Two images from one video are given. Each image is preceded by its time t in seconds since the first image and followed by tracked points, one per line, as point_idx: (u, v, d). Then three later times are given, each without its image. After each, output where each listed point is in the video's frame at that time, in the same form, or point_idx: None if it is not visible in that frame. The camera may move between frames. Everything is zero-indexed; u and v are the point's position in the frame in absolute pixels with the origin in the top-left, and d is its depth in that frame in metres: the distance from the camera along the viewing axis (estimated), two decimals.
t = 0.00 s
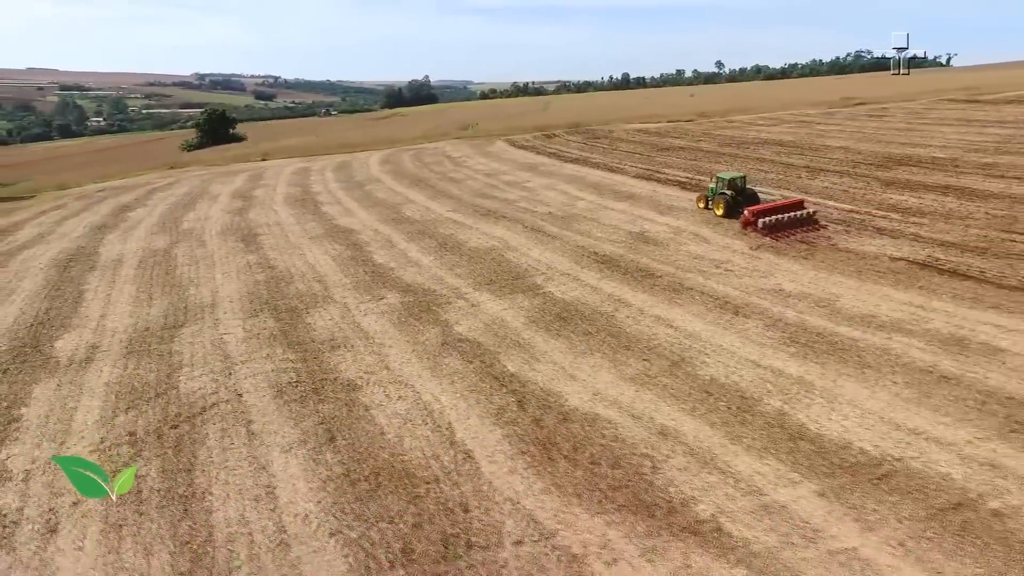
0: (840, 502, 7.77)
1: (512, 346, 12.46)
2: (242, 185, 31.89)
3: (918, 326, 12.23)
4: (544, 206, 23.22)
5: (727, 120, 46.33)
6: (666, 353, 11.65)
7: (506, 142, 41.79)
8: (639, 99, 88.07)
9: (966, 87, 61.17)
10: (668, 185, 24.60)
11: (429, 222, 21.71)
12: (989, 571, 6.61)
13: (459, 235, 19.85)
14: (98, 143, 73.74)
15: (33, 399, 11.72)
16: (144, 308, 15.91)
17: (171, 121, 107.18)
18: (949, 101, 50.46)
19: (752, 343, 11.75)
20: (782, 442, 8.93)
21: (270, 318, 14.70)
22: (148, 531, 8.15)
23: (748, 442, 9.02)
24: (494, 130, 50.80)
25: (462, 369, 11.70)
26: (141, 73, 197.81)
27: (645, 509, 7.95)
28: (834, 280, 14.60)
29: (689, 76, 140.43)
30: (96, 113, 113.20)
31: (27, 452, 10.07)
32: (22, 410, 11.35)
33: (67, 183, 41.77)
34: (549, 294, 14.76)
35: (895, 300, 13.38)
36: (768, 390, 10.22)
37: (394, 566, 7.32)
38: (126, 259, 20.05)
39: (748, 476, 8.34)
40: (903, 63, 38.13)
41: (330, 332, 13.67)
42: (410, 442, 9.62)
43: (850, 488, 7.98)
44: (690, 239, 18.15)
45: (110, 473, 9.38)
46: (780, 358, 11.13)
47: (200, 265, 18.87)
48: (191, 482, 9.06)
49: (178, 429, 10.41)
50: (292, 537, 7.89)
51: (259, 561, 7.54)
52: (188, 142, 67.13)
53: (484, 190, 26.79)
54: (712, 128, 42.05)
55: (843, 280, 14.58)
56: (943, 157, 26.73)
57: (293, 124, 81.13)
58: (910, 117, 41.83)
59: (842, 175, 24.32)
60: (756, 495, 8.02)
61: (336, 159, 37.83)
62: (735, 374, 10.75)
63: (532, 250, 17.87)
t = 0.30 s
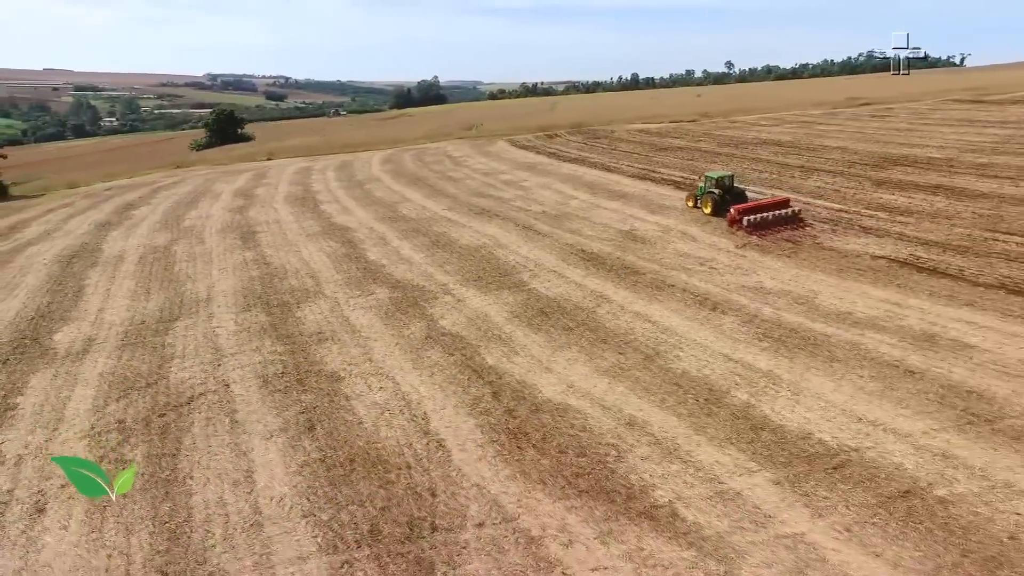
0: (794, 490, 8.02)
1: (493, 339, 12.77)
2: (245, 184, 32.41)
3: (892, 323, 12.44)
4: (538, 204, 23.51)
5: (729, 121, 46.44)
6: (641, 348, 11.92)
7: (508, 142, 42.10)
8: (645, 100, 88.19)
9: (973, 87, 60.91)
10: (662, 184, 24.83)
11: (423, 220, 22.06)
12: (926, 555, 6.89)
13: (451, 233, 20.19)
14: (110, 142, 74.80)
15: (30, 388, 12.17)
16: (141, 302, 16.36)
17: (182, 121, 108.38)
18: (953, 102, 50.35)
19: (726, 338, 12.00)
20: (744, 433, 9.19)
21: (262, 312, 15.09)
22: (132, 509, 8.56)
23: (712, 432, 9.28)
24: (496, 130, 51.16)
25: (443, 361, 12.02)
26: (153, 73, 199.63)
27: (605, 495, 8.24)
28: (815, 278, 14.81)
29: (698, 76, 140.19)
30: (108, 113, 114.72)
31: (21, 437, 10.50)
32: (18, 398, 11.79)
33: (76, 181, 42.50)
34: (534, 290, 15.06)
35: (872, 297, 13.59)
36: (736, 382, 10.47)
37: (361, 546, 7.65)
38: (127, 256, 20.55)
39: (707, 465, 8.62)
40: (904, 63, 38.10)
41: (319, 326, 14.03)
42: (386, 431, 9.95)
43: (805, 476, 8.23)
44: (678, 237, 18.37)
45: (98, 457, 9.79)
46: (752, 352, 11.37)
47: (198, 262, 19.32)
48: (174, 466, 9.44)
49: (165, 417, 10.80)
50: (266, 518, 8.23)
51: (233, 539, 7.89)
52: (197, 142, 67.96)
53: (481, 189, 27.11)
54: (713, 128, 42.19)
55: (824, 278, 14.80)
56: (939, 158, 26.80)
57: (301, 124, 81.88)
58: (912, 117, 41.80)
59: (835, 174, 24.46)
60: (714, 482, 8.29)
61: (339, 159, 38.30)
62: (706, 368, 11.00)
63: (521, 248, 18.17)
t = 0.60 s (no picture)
0: (755, 480, 8.22)
1: (479, 334, 13.03)
2: (252, 183, 32.97)
3: (874, 322, 12.54)
4: (537, 204, 23.75)
5: (736, 121, 46.34)
6: (622, 344, 12.13)
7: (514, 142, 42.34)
8: (657, 99, 88.03)
9: (988, 87, 60.20)
10: (661, 184, 24.97)
11: (423, 219, 22.40)
12: (876, 544, 7.08)
13: (449, 231, 20.50)
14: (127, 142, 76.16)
15: (32, 377, 12.66)
16: (143, 296, 16.85)
17: (198, 121, 109.91)
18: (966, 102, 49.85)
19: (706, 334, 12.18)
20: (714, 426, 9.39)
21: (259, 306, 15.50)
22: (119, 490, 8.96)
23: (682, 425, 9.49)
24: (505, 130, 51.42)
25: (428, 355, 12.31)
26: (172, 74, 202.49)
27: (572, 483, 8.48)
28: (802, 276, 14.92)
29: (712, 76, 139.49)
30: (128, 113, 116.73)
31: (21, 424, 10.97)
32: (21, 387, 12.28)
33: (91, 180, 43.40)
34: (524, 287, 15.31)
35: (856, 296, 13.70)
36: (711, 378, 10.66)
37: (333, 529, 7.95)
38: (134, 252, 21.10)
39: (673, 456, 8.84)
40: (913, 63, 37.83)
41: (312, 320, 14.39)
42: (367, 420, 10.26)
43: (768, 467, 8.42)
44: (671, 236, 18.53)
45: (91, 443, 10.20)
46: (730, 348, 11.54)
47: (201, 258, 19.80)
48: (163, 452, 9.82)
49: (158, 405, 11.20)
50: (245, 501, 8.57)
51: (212, 521, 8.25)
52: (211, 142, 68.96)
53: (482, 188, 27.40)
54: (720, 128, 42.17)
55: (811, 276, 14.90)
56: (942, 158, 26.68)
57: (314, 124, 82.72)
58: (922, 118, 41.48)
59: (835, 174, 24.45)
60: (678, 472, 8.51)
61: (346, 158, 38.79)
62: (684, 363, 11.20)
63: (516, 246, 18.43)
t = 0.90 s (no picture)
0: (725, 473, 8.34)
1: (470, 329, 13.28)
2: (267, 181, 33.60)
3: (863, 321, 12.54)
4: (541, 203, 23.94)
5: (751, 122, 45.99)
6: (609, 339, 12.29)
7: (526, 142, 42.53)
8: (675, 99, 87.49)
9: (1014, 87, 59.00)
10: (666, 183, 24.99)
11: (428, 217, 22.70)
12: (836, 536, 7.18)
13: (451, 229, 20.77)
14: (152, 141, 77.83)
15: (41, 365, 13.18)
16: (152, 289, 17.37)
17: (222, 120, 111.78)
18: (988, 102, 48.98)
19: (692, 331, 12.29)
20: (690, 420, 9.52)
21: (261, 300, 15.90)
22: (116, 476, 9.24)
23: (659, 419, 9.64)
24: (519, 130, 51.63)
25: (419, 349, 12.57)
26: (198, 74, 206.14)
27: (545, 473, 8.68)
28: (797, 275, 14.92)
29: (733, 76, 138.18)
30: (154, 113, 119.17)
31: (28, 408, 11.45)
32: (30, 374, 12.80)
33: (113, 177, 44.49)
34: (519, 284, 15.51)
35: (849, 295, 13.68)
36: (693, 373, 10.78)
37: (311, 511, 8.24)
38: (147, 246, 21.71)
39: (646, 448, 9.00)
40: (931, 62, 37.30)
41: (310, 314, 14.75)
42: (354, 410, 10.55)
43: (739, 461, 8.54)
44: (670, 235, 18.60)
45: (92, 428, 10.63)
46: (715, 345, 11.64)
47: (210, 253, 20.32)
48: (157, 437, 10.20)
49: (157, 393, 11.62)
50: (231, 484, 8.90)
51: (198, 502, 8.59)
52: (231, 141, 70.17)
53: (490, 187, 27.64)
54: (733, 128, 41.95)
55: (805, 275, 14.90)
56: (954, 159, 26.35)
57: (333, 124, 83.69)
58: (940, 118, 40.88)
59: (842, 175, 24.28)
60: (650, 464, 8.66)
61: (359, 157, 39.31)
62: (667, 359, 11.34)
63: (515, 243, 18.64)
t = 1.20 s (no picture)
0: (701, 469, 8.40)
1: (468, 324, 13.48)
2: (288, 178, 34.27)
3: (861, 321, 12.41)
4: (552, 202, 24.05)
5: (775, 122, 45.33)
6: (603, 336, 12.39)
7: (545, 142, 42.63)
8: (702, 99, 86.54)
9: None
10: (679, 183, 24.89)
11: (439, 215, 22.99)
12: (805, 531, 7.20)
13: (460, 227, 21.01)
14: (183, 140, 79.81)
15: (58, 353, 13.76)
16: (168, 282, 17.94)
17: (252, 119, 113.97)
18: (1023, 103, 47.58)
19: (686, 329, 12.32)
20: (672, 417, 9.60)
21: (270, 294, 16.32)
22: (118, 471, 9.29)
23: (642, 415, 9.73)
24: (539, 130, 51.69)
25: (416, 343, 12.82)
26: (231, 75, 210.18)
27: (525, 464, 8.84)
28: (799, 275, 14.80)
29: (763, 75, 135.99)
30: (187, 113, 122.05)
31: (42, 393, 11.98)
32: (47, 360, 13.38)
33: (143, 175, 45.75)
34: (520, 281, 15.66)
35: (850, 295, 13.54)
36: (681, 370, 10.84)
37: (296, 496, 8.53)
38: (167, 241, 22.39)
39: (626, 442, 9.10)
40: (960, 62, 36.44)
41: (315, 308, 15.11)
42: (347, 400, 10.83)
43: (716, 457, 8.59)
44: (677, 235, 18.58)
45: (99, 413, 11.10)
46: (706, 344, 11.66)
47: (226, 248, 20.88)
48: (159, 422, 10.61)
49: (163, 381, 12.06)
50: (223, 468, 9.23)
51: (190, 484, 8.94)
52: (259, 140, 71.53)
53: (503, 186, 27.84)
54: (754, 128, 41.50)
55: (808, 275, 14.78)
56: (977, 160, 25.73)
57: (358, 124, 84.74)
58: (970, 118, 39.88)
59: (859, 175, 23.90)
60: (628, 458, 8.77)
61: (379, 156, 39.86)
62: (658, 356, 11.41)
63: (521, 242, 18.80)
